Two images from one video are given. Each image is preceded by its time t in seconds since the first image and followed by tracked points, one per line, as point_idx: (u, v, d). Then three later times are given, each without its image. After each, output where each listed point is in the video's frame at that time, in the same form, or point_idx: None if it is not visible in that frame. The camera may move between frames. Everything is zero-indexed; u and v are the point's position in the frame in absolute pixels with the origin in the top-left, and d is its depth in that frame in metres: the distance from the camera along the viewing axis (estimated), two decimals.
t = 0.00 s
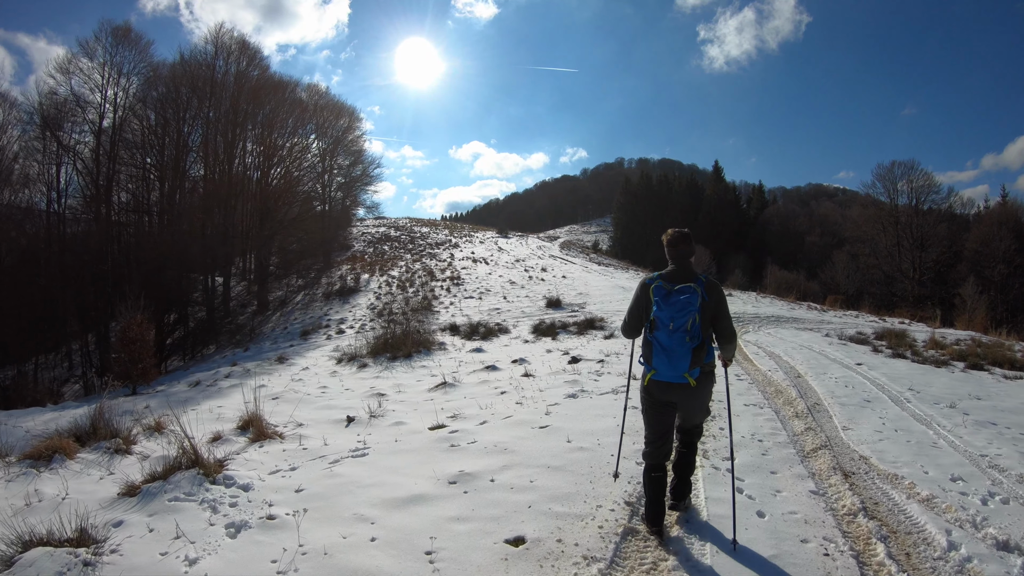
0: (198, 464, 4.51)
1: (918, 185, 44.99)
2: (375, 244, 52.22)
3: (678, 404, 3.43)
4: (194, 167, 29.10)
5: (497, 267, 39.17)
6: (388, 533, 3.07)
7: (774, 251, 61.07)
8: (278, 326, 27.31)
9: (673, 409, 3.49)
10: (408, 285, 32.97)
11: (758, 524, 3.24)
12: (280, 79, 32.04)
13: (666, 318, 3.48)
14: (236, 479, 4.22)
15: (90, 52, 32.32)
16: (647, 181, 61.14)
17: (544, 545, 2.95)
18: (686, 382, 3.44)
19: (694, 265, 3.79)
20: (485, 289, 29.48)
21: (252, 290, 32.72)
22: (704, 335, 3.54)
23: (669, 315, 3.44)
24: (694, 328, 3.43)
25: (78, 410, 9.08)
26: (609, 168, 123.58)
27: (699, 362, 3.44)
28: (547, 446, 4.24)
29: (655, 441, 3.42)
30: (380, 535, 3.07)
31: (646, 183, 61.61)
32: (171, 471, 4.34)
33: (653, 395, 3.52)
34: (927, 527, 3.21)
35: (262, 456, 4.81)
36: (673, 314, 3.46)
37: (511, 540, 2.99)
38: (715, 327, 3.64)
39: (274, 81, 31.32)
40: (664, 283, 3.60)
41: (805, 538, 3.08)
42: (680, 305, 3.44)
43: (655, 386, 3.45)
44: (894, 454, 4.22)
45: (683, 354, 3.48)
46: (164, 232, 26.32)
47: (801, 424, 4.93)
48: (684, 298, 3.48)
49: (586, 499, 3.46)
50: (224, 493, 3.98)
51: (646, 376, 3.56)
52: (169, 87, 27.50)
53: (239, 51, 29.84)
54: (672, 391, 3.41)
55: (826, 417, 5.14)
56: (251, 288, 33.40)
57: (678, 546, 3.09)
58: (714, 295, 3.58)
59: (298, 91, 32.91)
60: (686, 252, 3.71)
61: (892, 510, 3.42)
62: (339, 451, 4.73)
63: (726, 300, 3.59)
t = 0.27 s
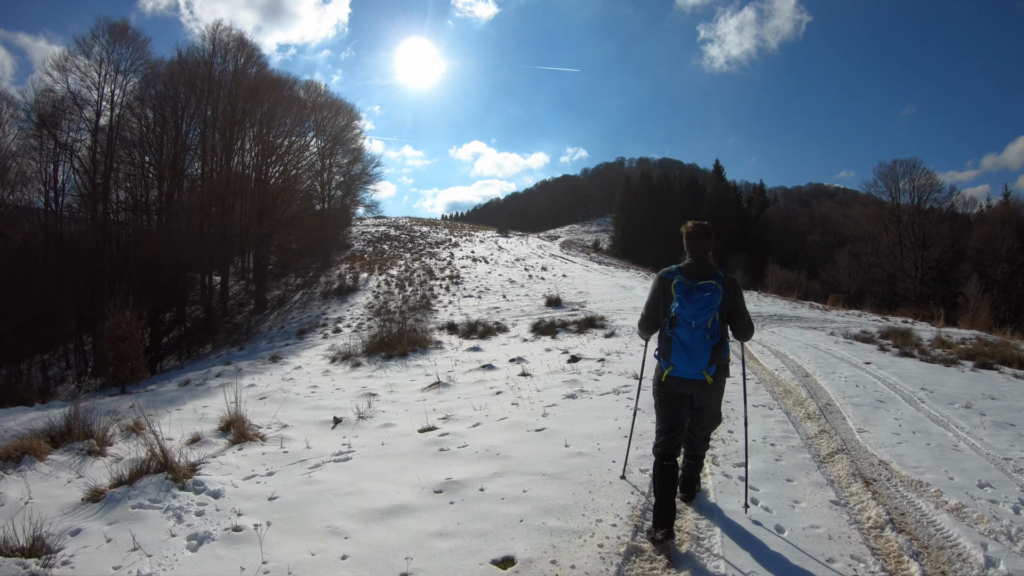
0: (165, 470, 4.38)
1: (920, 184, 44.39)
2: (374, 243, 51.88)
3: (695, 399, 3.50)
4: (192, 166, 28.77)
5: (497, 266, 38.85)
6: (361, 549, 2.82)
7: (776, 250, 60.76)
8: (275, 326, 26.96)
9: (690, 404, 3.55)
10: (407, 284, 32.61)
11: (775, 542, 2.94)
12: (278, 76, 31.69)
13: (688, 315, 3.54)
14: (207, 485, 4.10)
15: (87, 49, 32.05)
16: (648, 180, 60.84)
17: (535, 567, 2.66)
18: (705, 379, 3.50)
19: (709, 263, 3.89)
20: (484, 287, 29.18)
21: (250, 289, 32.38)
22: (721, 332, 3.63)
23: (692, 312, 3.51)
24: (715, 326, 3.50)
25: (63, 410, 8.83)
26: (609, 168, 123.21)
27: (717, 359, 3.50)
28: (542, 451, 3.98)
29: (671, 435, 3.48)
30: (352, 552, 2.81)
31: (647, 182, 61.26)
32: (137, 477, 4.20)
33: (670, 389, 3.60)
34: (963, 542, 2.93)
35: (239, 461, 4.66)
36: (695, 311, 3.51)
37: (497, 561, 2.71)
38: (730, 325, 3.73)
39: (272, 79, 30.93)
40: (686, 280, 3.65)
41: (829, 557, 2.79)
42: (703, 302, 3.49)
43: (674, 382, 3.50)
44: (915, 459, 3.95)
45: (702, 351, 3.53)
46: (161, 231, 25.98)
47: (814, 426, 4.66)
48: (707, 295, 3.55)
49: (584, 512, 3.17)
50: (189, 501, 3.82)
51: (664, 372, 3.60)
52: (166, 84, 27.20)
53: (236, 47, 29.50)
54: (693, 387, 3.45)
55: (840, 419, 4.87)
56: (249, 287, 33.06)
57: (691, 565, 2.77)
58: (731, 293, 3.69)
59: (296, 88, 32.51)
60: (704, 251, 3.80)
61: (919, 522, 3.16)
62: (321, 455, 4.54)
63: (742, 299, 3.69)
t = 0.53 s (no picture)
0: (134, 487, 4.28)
1: (922, 184, 44.15)
2: (373, 243, 51.70)
3: (706, 399, 3.55)
4: (190, 168, 28.66)
5: (496, 266, 38.66)
6: None
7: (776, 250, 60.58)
8: (272, 327, 26.73)
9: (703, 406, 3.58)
10: (405, 284, 32.38)
11: None
12: (276, 76, 31.52)
13: (702, 315, 3.53)
14: (179, 503, 4.00)
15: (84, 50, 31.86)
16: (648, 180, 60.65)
17: None
18: (717, 380, 3.53)
19: (721, 265, 3.91)
20: (482, 288, 29.01)
21: (248, 289, 32.16)
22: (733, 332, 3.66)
23: (707, 311, 3.50)
24: (728, 327, 3.53)
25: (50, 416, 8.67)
26: (609, 168, 123.05)
27: (728, 360, 3.57)
28: (533, 468, 3.80)
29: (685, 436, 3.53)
30: None
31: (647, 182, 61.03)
32: (105, 494, 4.10)
33: (680, 389, 3.64)
34: None
35: (216, 477, 4.55)
36: (710, 311, 3.51)
37: None
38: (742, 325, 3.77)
39: (269, 78, 30.72)
40: (699, 281, 3.66)
41: None
42: (719, 303, 3.51)
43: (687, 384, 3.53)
44: (931, 478, 3.75)
45: (715, 352, 3.55)
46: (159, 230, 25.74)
47: (821, 440, 4.47)
48: (720, 296, 3.57)
49: (577, 544, 2.94)
50: (156, 521, 3.72)
51: (677, 373, 3.61)
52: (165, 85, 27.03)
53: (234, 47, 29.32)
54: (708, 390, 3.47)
55: (849, 430, 4.68)
56: (247, 287, 32.88)
57: None
58: (742, 293, 3.73)
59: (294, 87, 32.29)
60: (715, 253, 3.83)
61: (939, 551, 2.96)
62: (303, 469, 4.42)
63: (752, 302, 3.76)
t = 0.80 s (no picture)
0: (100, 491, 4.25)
1: (924, 183, 43.80)
2: (373, 243, 51.52)
3: (703, 398, 3.52)
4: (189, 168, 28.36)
5: (496, 266, 38.44)
6: None
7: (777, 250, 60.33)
8: (269, 327, 26.50)
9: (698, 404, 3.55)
10: (404, 284, 32.15)
11: None
12: (274, 75, 31.29)
13: (694, 313, 3.55)
14: (143, 510, 3.94)
15: (82, 49, 31.77)
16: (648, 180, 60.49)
17: None
18: (712, 378, 3.51)
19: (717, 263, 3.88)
20: (481, 288, 28.80)
21: (246, 289, 31.94)
22: (728, 331, 3.63)
23: (698, 309, 3.50)
24: (720, 324, 3.50)
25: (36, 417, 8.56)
26: (609, 168, 122.84)
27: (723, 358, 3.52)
28: (516, 476, 3.62)
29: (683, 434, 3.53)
30: None
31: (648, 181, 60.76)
32: (69, 498, 4.05)
33: (677, 388, 3.63)
34: None
35: (186, 483, 4.51)
36: (701, 309, 3.53)
37: None
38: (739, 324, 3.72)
39: (267, 76, 30.45)
40: (692, 279, 3.66)
41: None
42: (709, 300, 3.49)
43: (680, 381, 3.53)
44: (947, 488, 3.53)
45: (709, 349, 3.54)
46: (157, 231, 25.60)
47: (828, 445, 4.26)
48: (713, 294, 3.55)
49: (559, 563, 2.72)
50: (118, 528, 3.69)
51: (671, 371, 3.63)
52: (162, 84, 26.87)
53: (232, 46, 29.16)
54: (700, 387, 3.46)
55: (856, 435, 4.47)
56: (245, 287, 32.67)
57: None
58: (738, 291, 3.70)
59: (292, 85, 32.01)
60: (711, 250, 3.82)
61: (958, 571, 2.75)
62: (278, 475, 4.35)
63: (748, 298, 3.70)
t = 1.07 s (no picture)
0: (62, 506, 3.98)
1: (926, 184, 43.40)
2: (372, 243, 51.24)
3: (691, 410, 3.46)
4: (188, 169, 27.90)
5: (494, 266, 38.18)
6: None
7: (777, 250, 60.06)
8: (265, 329, 26.22)
9: (686, 416, 3.52)
10: (402, 285, 31.90)
11: None
12: (270, 74, 30.94)
13: (677, 326, 3.51)
14: (104, 529, 3.71)
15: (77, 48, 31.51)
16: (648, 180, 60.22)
17: None
18: (698, 389, 3.47)
19: (702, 272, 3.83)
20: (479, 289, 28.54)
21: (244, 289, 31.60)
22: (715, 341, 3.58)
23: (681, 323, 3.48)
24: (705, 336, 3.44)
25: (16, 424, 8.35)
26: (609, 168, 122.52)
27: (711, 369, 3.46)
28: (494, 499, 3.45)
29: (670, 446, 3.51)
30: None
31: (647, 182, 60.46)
32: (29, 515, 3.82)
33: (665, 400, 3.59)
34: None
35: (154, 499, 4.30)
36: (684, 322, 3.50)
37: None
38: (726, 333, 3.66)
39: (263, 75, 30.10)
40: (674, 291, 3.62)
41: None
42: (690, 313, 3.46)
43: (667, 395, 3.50)
44: (957, 515, 3.31)
45: (695, 361, 3.51)
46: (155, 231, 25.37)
47: (829, 463, 4.06)
48: (695, 306, 3.50)
49: None
50: (76, 550, 3.46)
51: (657, 384, 3.62)
52: (158, 84, 26.52)
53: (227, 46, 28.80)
54: (686, 399, 3.44)
55: (859, 452, 4.26)
56: (241, 288, 32.36)
57: None
58: (723, 301, 3.64)
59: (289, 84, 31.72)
60: (694, 259, 3.77)
61: None
62: (249, 492, 4.21)
63: (734, 306, 3.62)
